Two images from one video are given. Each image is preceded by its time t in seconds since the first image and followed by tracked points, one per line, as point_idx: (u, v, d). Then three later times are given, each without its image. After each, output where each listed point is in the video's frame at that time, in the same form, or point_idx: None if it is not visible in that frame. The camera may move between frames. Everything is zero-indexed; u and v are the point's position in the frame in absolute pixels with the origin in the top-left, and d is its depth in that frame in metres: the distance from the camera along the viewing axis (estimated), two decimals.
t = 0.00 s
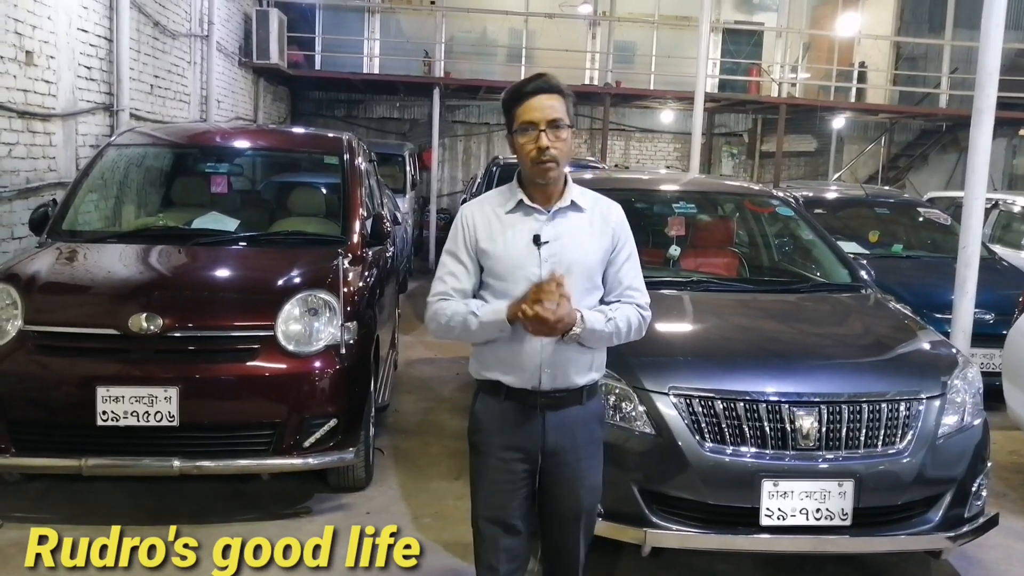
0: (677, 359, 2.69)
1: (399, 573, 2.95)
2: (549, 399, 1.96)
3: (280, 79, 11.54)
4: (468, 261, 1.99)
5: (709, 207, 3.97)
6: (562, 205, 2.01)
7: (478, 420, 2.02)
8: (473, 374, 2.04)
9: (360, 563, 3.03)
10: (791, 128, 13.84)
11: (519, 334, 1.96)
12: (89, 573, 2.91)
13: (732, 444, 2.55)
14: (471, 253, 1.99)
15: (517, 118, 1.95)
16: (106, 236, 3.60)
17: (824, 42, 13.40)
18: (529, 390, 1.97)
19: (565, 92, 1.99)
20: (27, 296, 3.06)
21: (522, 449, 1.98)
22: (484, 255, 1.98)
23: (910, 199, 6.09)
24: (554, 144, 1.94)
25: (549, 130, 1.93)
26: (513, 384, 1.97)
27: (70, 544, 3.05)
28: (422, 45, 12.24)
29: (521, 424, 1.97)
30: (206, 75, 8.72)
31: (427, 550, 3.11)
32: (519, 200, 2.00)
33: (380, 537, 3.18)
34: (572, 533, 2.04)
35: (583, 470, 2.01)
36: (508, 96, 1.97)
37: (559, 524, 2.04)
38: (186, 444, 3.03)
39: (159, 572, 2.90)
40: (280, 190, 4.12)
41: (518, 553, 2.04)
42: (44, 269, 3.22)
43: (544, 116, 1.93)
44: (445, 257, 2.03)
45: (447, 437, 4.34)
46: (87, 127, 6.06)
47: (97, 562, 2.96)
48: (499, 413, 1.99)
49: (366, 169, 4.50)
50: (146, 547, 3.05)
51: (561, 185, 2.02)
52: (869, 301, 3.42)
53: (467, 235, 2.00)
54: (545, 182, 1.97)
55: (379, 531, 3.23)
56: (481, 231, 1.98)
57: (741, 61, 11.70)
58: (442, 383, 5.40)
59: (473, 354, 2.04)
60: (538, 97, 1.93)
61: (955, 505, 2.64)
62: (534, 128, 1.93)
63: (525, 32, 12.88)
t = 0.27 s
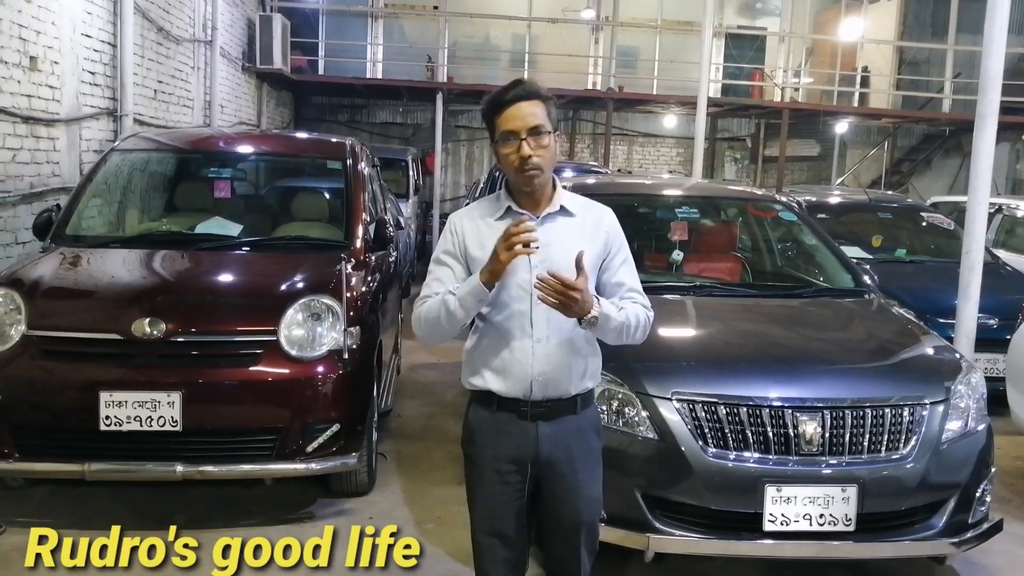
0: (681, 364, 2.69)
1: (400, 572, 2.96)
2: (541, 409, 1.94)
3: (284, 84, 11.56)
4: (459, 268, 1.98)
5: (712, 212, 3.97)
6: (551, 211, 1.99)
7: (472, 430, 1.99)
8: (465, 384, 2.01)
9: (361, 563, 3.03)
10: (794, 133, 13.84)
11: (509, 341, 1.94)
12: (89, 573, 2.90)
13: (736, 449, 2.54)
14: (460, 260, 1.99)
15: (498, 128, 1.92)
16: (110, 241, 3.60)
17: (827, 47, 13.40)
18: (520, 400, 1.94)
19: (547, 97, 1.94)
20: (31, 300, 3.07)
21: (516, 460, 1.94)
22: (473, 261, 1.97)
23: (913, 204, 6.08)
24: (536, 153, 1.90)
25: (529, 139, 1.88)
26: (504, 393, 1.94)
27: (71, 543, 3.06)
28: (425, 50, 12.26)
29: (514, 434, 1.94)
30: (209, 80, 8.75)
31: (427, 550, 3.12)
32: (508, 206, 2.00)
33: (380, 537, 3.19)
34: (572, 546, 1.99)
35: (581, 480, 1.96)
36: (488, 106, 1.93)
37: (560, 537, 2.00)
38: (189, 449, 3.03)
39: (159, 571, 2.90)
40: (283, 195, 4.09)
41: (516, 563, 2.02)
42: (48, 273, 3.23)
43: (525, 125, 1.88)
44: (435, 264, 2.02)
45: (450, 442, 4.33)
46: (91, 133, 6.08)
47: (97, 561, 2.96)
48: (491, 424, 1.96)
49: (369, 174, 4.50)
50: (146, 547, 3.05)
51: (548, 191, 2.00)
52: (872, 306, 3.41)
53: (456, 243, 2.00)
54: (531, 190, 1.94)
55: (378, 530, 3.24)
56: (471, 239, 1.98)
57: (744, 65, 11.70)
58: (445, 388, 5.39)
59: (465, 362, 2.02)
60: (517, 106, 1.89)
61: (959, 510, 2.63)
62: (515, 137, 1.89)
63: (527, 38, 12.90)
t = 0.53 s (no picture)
0: (681, 361, 2.68)
1: (399, 573, 2.95)
2: (536, 404, 1.93)
3: (285, 80, 11.56)
4: (448, 270, 1.96)
5: (713, 209, 3.96)
6: (539, 207, 1.98)
7: (468, 430, 1.99)
8: (459, 382, 2.00)
9: (361, 563, 3.03)
10: (796, 130, 13.82)
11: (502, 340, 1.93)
12: (89, 573, 2.91)
13: (736, 446, 2.54)
14: (450, 261, 1.97)
15: (478, 123, 1.92)
16: (111, 238, 3.60)
17: (829, 45, 13.38)
18: (515, 397, 1.93)
19: (530, 92, 1.93)
20: (32, 296, 3.07)
21: (514, 459, 1.94)
22: (463, 261, 1.96)
23: (914, 201, 6.07)
24: (516, 149, 1.90)
25: (509, 134, 1.88)
26: (498, 391, 1.93)
27: (70, 543, 3.06)
28: (427, 47, 12.25)
29: (511, 433, 1.94)
30: (211, 77, 8.74)
31: (427, 550, 3.11)
32: (495, 205, 1.98)
33: (380, 537, 3.18)
34: (574, 545, 1.98)
35: (580, 478, 1.96)
36: (470, 101, 1.93)
37: (562, 537, 1.99)
38: (189, 445, 3.03)
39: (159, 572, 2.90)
40: (284, 191, 4.09)
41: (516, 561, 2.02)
42: (49, 270, 3.23)
43: (504, 120, 1.88)
44: (424, 266, 2.00)
45: (451, 439, 4.33)
46: (92, 129, 6.08)
47: (97, 561, 2.96)
48: (486, 422, 1.96)
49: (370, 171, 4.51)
50: (145, 548, 3.05)
51: (533, 187, 1.98)
52: (873, 304, 3.41)
53: (444, 243, 1.98)
54: (512, 187, 1.94)
55: (379, 531, 3.23)
56: (459, 239, 1.96)
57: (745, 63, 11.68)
58: (446, 384, 5.40)
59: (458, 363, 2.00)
60: (497, 101, 1.88)
61: (960, 508, 2.63)
62: (495, 133, 1.89)
63: (529, 35, 12.89)
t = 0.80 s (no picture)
0: (682, 360, 2.68)
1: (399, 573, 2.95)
2: (536, 402, 1.93)
3: (286, 79, 11.56)
4: (444, 275, 1.95)
5: (714, 207, 3.96)
6: (531, 205, 1.96)
7: (470, 428, 2.00)
8: (460, 384, 2.00)
9: (361, 563, 3.03)
10: (797, 128, 13.81)
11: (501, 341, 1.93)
12: (89, 573, 2.91)
13: (737, 444, 2.54)
14: (444, 265, 1.96)
15: (465, 123, 1.91)
16: (111, 237, 3.60)
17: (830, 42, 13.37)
18: (515, 396, 1.93)
19: (513, 88, 1.93)
20: (32, 295, 3.07)
21: (514, 456, 1.94)
22: (458, 265, 1.95)
23: (915, 199, 6.07)
24: (506, 145, 1.89)
25: (497, 131, 1.88)
26: (499, 391, 1.93)
27: (70, 544, 3.05)
28: (427, 45, 12.25)
29: (511, 431, 1.94)
30: (211, 75, 8.74)
31: (427, 550, 3.11)
32: (486, 205, 1.96)
33: (380, 537, 3.18)
34: (574, 542, 1.97)
35: (581, 474, 1.96)
36: (453, 101, 1.92)
37: (561, 535, 1.98)
38: (190, 444, 3.03)
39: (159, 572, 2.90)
40: (285, 190, 4.07)
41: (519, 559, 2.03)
42: (50, 269, 3.23)
43: (492, 117, 1.88)
44: (419, 271, 1.99)
45: (452, 437, 4.33)
46: (93, 128, 6.08)
47: (97, 562, 2.97)
48: (487, 419, 1.96)
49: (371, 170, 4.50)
50: (145, 548, 3.05)
51: (525, 183, 1.97)
52: (874, 302, 3.40)
53: (438, 247, 1.97)
54: (505, 184, 1.92)
55: (379, 531, 3.23)
56: (452, 242, 1.95)
57: (746, 61, 11.67)
58: (447, 383, 5.40)
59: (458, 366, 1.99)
60: (481, 98, 1.88)
61: (961, 506, 2.63)
62: (483, 130, 1.88)
63: (529, 33, 12.88)
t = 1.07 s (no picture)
0: (684, 357, 2.68)
1: (399, 573, 2.95)
2: (534, 401, 1.93)
3: (287, 78, 11.56)
4: (447, 275, 1.96)
5: (716, 205, 3.97)
6: (532, 205, 1.95)
7: (471, 426, 2.01)
8: (464, 382, 2.01)
9: (361, 563, 3.03)
10: (799, 126, 13.80)
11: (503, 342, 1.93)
12: (89, 573, 2.91)
13: (739, 442, 2.54)
14: (447, 266, 1.96)
15: (464, 127, 1.89)
16: (113, 235, 3.60)
17: (832, 40, 13.36)
18: (515, 396, 1.93)
19: (506, 88, 1.92)
20: (35, 293, 3.08)
21: (513, 454, 1.95)
22: (460, 265, 1.95)
23: (918, 197, 6.06)
24: (508, 145, 1.88)
25: (499, 132, 1.87)
26: (500, 392, 1.94)
27: (71, 543, 3.05)
28: (429, 43, 12.24)
29: (511, 429, 1.94)
30: (213, 74, 8.74)
31: (427, 549, 3.11)
32: (487, 206, 1.96)
33: (380, 537, 3.18)
34: (571, 542, 1.96)
35: (580, 473, 1.95)
36: (449, 106, 1.90)
37: (559, 533, 1.97)
38: (192, 441, 3.03)
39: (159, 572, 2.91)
40: (286, 188, 4.10)
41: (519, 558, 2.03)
42: (52, 267, 3.23)
43: (492, 119, 1.87)
44: (423, 271, 2.00)
45: (453, 435, 4.33)
46: (95, 126, 6.08)
47: (97, 562, 2.97)
48: (487, 417, 1.98)
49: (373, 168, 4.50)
50: (145, 547, 3.05)
51: (527, 183, 1.96)
52: (876, 300, 3.40)
53: (440, 247, 1.97)
54: (510, 185, 1.91)
55: (379, 530, 3.23)
56: (453, 241, 1.96)
57: (748, 59, 11.65)
58: (449, 381, 5.40)
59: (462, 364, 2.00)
60: (480, 101, 1.86)
61: (963, 504, 2.62)
62: (484, 132, 1.87)
63: (531, 31, 12.87)
